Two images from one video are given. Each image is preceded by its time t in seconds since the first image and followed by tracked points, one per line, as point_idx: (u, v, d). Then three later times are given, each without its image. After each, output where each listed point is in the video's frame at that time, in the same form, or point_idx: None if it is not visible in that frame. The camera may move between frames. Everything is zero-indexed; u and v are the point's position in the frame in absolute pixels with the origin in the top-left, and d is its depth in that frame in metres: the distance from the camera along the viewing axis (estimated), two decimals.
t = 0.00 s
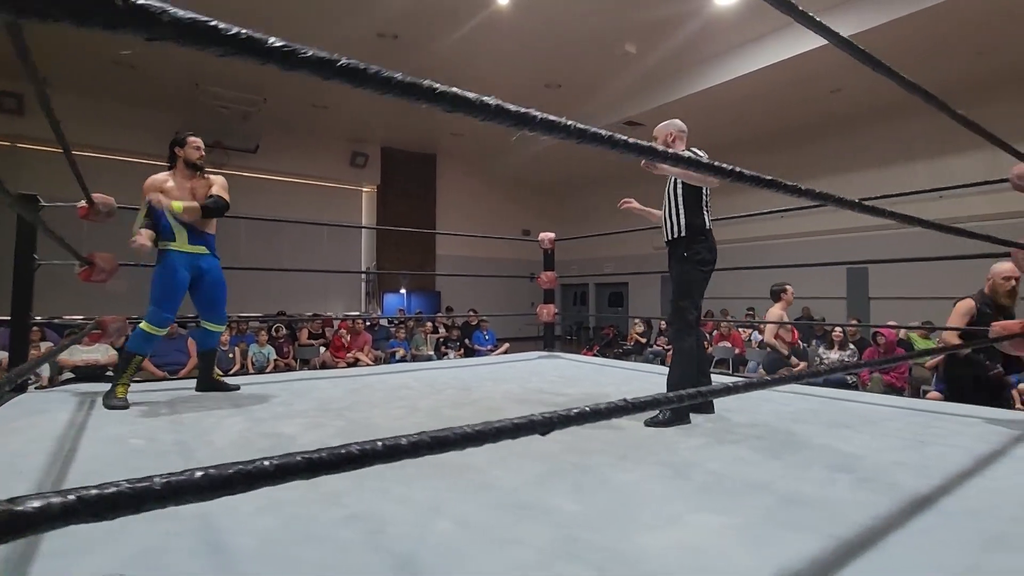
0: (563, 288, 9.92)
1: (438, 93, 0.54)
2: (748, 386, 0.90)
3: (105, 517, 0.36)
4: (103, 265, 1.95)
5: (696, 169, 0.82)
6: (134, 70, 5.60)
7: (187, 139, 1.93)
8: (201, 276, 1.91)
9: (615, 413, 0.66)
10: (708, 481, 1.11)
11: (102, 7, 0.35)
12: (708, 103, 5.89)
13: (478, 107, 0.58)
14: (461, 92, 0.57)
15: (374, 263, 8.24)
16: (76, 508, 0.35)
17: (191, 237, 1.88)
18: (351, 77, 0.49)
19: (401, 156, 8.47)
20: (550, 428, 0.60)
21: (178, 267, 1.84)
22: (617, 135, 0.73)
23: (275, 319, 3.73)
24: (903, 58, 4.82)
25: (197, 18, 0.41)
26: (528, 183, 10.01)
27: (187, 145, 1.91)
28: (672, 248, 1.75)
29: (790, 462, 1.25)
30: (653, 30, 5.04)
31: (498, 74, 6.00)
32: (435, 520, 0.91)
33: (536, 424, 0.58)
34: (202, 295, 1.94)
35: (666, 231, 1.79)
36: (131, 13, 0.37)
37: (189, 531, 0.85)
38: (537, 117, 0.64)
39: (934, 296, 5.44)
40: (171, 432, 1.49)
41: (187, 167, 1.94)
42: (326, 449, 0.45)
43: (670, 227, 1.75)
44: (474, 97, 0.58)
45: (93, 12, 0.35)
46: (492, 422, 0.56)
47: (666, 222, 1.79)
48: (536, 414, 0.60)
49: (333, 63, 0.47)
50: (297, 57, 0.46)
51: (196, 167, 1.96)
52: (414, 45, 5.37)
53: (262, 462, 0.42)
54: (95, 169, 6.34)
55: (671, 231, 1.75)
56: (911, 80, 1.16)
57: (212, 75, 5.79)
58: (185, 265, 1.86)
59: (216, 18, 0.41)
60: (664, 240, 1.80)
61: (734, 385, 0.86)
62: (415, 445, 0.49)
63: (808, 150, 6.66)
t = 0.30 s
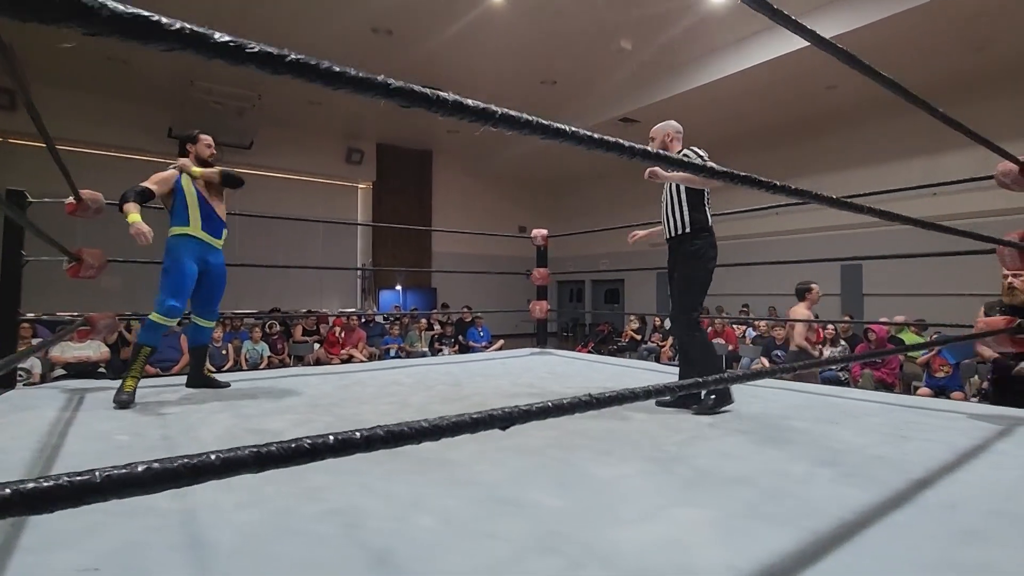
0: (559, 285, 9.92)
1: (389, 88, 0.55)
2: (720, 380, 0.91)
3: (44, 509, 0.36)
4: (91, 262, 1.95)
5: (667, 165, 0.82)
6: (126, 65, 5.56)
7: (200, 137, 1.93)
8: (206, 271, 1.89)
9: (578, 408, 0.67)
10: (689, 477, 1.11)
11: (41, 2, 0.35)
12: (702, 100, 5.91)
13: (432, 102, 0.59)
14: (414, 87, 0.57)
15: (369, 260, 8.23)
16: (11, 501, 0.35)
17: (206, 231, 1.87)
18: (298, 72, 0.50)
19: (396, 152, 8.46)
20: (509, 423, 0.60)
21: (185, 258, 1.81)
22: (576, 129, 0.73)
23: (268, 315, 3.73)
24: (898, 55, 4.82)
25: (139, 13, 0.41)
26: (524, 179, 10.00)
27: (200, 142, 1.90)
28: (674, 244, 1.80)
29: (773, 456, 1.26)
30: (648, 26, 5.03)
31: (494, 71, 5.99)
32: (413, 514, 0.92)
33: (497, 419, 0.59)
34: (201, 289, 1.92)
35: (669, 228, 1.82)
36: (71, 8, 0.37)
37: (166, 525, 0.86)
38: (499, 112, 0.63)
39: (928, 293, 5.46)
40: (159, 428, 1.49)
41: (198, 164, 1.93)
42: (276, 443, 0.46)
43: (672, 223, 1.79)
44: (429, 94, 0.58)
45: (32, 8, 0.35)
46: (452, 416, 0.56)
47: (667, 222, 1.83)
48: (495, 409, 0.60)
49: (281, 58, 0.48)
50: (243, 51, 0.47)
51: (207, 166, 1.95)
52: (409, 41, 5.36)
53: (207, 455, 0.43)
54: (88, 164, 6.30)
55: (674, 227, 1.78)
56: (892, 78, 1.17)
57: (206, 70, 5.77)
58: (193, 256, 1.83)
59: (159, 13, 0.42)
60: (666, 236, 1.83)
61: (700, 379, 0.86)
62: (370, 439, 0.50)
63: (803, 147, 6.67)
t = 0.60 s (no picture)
0: (559, 282, 9.92)
1: (375, 87, 0.55)
2: (711, 376, 0.92)
3: (33, 502, 0.37)
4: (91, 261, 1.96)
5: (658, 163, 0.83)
6: (125, 62, 5.56)
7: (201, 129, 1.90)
8: (206, 273, 1.90)
9: (566, 404, 0.68)
10: (681, 472, 1.12)
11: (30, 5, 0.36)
12: (702, 97, 5.89)
13: (418, 100, 0.59)
14: (402, 87, 0.58)
15: (369, 257, 8.23)
16: (2, 494, 0.36)
17: (207, 238, 1.87)
18: (285, 72, 0.51)
19: (396, 149, 8.45)
20: (496, 419, 0.61)
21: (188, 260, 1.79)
22: (566, 128, 0.74)
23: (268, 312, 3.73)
24: (898, 51, 4.80)
25: (126, 15, 0.42)
26: (524, 176, 10.00)
27: (202, 134, 1.87)
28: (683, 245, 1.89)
29: (766, 453, 1.27)
30: (648, 23, 5.02)
31: (493, 67, 5.97)
32: (407, 509, 0.93)
33: (484, 415, 0.60)
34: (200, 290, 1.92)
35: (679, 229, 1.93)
36: (59, 11, 0.37)
37: (162, 520, 0.87)
38: (488, 111, 0.64)
39: (928, 290, 5.46)
40: (157, 425, 1.50)
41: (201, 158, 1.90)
42: (264, 439, 0.47)
43: (683, 226, 1.89)
44: (418, 93, 0.59)
45: (20, 12, 0.36)
46: (439, 413, 0.57)
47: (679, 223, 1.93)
48: (483, 405, 0.61)
49: (267, 58, 0.49)
50: (229, 51, 0.47)
51: (209, 159, 1.93)
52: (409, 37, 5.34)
53: (196, 450, 0.44)
54: (88, 161, 6.30)
55: (684, 229, 1.89)
56: (886, 77, 1.18)
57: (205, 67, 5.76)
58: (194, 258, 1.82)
59: (146, 15, 0.42)
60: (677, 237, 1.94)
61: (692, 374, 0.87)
62: (358, 435, 0.51)
63: (803, 144, 6.66)
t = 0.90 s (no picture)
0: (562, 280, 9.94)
1: (384, 106, 0.56)
2: (712, 379, 0.93)
3: (65, 503, 0.39)
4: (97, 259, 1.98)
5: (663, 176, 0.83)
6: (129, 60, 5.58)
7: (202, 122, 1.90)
8: (213, 266, 1.92)
9: (570, 407, 0.69)
10: (680, 472, 1.14)
11: (60, 34, 0.38)
12: (704, 95, 5.89)
13: (425, 118, 0.60)
14: (412, 105, 0.59)
15: (372, 255, 8.25)
16: (37, 497, 0.37)
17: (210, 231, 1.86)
18: (300, 94, 0.52)
19: (399, 148, 8.47)
20: (501, 422, 0.62)
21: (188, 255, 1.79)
22: (571, 142, 0.75)
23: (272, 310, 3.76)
24: (900, 51, 4.81)
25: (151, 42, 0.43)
26: (527, 175, 10.00)
27: (206, 127, 1.87)
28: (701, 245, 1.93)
29: (764, 453, 1.28)
30: (649, 21, 5.02)
31: (496, 66, 5.98)
32: (409, 508, 0.94)
33: (489, 419, 0.61)
34: (212, 283, 1.96)
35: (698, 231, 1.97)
36: (88, 40, 0.39)
37: (171, 517, 0.89)
38: (493, 127, 0.65)
39: (930, 289, 5.45)
40: (163, 423, 1.52)
41: (205, 151, 1.89)
42: (278, 443, 0.48)
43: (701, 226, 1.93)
44: (426, 110, 0.60)
45: (53, 44, 0.37)
46: (445, 417, 0.58)
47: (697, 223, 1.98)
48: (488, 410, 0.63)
49: (283, 81, 0.50)
50: (247, 75, 0.49)
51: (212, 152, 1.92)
52: (411, 35, 5.35)
53: (216, 454, 0.45)
54: (93, 160, 6.34)
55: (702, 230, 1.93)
56: (881, 81, 1.19)
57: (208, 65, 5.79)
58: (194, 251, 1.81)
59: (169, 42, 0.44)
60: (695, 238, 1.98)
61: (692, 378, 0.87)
62: (369, 439, 0.52)
63: (806, 143, 6.65)
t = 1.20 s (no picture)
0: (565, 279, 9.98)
1: (425, 129, 0.59)
2: (720, 377, 0.96)
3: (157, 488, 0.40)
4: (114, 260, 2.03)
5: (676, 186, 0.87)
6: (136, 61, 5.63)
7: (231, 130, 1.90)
8: (245, 270, 1.94)
9: (587, 404, 0.73)
10: (684, 468, 1.17)
11: (153, 76, 0.40)
12: (707, 95, 5.92)
13: (459, 138, 0.63)
14: (449, 127, 0.62)
15: (376, 254, 8.31)
16: (133, 479, 0.39)
17: (242, 234, 1.91)
18: (353, 121, 0.54)
19: (403, 147, 8.52)
20: (526, 418, 0.66)
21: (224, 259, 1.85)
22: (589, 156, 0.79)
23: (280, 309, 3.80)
24: (901, 52, 4.83)
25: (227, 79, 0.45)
26: (530, 174, 10.04)
27: (237, 136, 1.88)
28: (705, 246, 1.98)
29: (767, 450, 1.31)
30: (652, 23, 5.06)
31: (500, 66, 6.01)
32: (425, 501, 0.98)
33: (516, 415, 0.65)
34: (244, 289, 1.98)
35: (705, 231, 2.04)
36: (175, 79, 0.41)
37: (197, 510, 0.92)
38: (518, 145, 0.68)
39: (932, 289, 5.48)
40: (180, 420, 1.56)
41: (236, 160, 1.91)
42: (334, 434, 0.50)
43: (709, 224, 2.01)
44: (461, 131, 0.63)
45: (147, 83, 0.40)
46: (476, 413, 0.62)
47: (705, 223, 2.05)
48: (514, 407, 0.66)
49: (338, 109, 0.53)
50: (305, 105, 0.51)
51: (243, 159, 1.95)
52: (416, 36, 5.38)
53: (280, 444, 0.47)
54: (100, 159, 6.39)
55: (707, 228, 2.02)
56: (876, 88, 1.23)
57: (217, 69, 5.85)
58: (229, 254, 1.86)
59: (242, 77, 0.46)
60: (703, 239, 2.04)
61: (702, 377, 0.91)
62: (412, 433, 0.55)
63: (808, 143, 6.69)
